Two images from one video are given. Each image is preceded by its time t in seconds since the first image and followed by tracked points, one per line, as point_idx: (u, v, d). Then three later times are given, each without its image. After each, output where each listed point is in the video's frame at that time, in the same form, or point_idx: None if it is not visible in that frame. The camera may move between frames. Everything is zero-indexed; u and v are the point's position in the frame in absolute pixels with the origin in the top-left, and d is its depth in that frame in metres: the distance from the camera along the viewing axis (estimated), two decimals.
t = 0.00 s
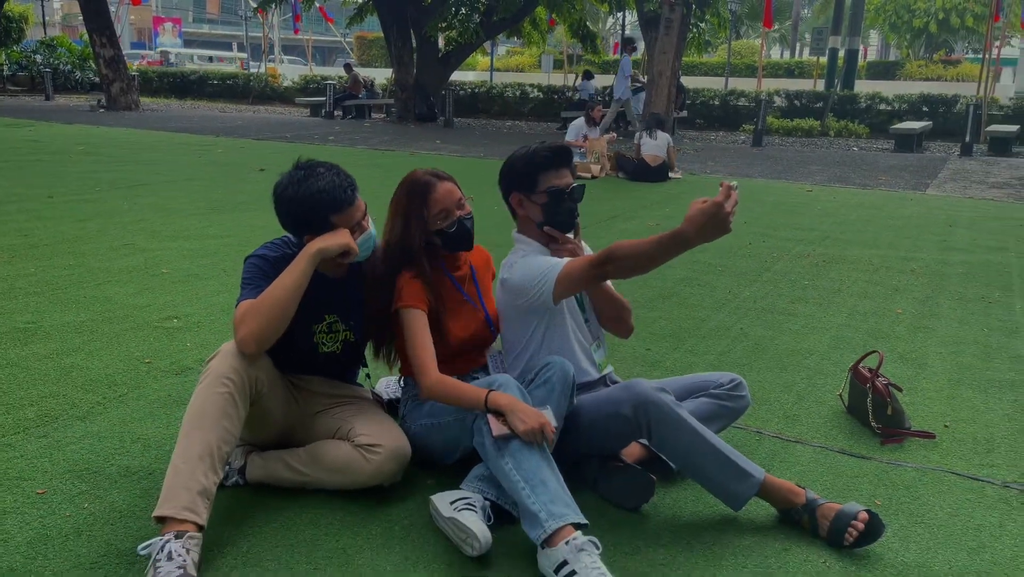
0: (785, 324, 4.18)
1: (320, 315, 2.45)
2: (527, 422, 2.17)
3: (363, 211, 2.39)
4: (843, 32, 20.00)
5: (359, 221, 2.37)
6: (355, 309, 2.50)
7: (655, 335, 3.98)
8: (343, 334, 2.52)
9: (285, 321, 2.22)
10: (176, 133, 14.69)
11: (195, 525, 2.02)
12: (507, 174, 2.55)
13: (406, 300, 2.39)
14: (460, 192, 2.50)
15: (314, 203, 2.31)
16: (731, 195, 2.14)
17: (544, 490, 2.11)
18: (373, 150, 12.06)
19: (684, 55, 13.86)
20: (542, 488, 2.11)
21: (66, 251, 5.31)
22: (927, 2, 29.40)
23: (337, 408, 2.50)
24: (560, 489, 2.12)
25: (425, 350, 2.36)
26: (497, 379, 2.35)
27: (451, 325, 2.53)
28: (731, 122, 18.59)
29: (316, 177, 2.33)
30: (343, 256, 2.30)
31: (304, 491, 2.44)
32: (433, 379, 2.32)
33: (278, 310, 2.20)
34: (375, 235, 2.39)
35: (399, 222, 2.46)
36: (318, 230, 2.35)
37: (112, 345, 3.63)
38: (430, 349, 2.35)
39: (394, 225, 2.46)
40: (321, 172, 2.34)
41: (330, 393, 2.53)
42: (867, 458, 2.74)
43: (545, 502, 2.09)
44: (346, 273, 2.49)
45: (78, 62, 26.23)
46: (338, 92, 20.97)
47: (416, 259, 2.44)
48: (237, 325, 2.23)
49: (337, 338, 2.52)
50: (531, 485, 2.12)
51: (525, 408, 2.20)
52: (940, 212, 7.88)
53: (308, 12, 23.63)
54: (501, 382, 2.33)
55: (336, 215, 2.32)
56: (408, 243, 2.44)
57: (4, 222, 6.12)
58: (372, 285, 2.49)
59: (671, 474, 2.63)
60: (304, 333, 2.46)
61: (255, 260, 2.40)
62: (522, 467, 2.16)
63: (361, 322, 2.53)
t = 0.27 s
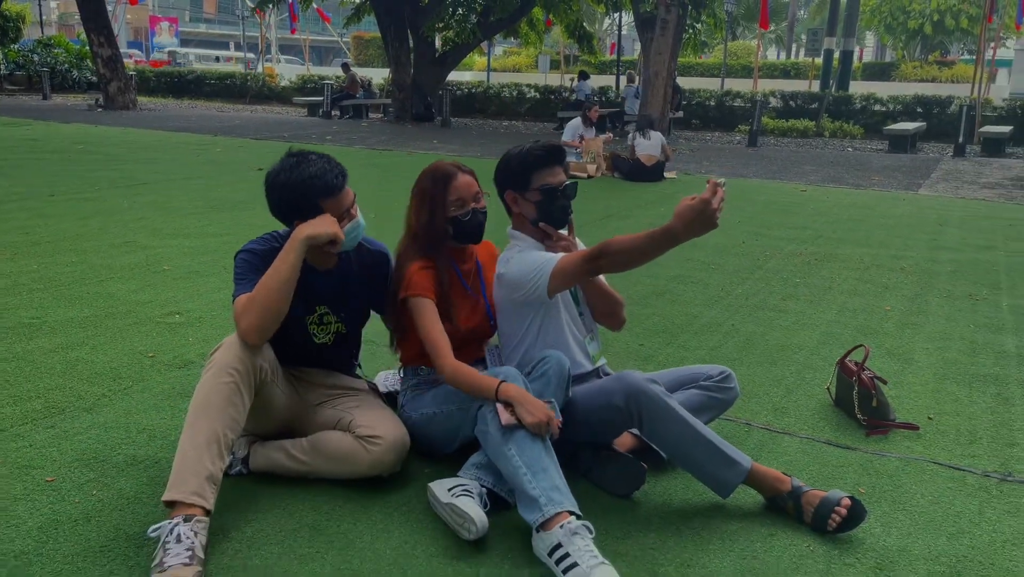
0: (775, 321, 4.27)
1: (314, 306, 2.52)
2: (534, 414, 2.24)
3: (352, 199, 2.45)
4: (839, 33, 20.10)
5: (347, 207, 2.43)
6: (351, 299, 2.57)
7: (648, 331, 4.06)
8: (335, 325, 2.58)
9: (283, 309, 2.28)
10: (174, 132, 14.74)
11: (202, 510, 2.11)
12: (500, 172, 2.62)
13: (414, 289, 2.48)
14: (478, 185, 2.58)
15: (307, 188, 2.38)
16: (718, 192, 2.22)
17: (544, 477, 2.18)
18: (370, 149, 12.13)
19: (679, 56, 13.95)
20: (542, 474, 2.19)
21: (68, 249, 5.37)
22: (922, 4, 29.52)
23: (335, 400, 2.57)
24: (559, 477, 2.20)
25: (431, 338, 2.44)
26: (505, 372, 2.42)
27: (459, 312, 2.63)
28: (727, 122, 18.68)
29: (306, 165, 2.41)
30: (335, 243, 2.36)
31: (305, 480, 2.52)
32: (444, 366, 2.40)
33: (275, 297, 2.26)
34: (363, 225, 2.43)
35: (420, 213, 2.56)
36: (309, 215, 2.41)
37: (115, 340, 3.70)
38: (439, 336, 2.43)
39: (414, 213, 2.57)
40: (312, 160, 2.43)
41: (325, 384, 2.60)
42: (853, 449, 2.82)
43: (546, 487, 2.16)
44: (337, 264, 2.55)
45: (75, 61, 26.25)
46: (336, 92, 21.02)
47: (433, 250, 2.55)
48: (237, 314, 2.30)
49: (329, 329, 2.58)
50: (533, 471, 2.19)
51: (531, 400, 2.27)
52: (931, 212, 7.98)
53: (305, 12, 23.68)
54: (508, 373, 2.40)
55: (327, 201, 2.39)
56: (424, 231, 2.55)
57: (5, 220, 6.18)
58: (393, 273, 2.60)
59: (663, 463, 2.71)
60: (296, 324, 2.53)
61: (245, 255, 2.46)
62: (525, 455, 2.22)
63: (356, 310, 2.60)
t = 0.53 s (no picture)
0: (772, 316, 4.35)
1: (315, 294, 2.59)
2: (533, 401, 2.31)
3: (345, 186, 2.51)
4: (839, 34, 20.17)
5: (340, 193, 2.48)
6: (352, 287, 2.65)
7: (647, 325, 4.14)
8: (337, 313, 2.66)
9: (292, 296, 2.35)
10: (177, 131, 14.81)
11: (217, 493, 2.19)
12: (504, 168, 2.70)
13: (413, 280, 2.56)
14: (467, 180, 2.66)
15: (302, 176, 2.44)
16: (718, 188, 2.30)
17: (546, 461, 2.26)
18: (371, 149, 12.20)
19: (679, 56, 14.03)
20: (543, 458, 2.26)
21: (75, 245, 5.44)
22: (921, 6, 29.59)
23: (340, 387, 2.64)
24: (560, 461, 2.27)
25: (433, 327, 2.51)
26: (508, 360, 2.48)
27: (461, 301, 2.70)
28: (726, 122, 18.76)
29: (298, 155, 2.47)
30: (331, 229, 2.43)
31: (314, 464, 2.59)
32: (447, 354, 2.48)
33: (284, 287, 2.33)
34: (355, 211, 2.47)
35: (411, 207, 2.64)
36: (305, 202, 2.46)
37: (124, 333, 3.78)
38: (442, 325, 2.51)
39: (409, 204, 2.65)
40: (304, 150, 2.49)
41: (329, 370, 2.67)
42: (846, 438, 2.90)
43: (547, 471, 2.24)
44: (333, 255, 2.61)
45: (77, 60, 26.32)
46: (337, 92, 21.09)
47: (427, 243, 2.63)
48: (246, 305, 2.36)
49: (331, 317, 2.65)
50: (534, 456, 2.27)
51: (531, 388, 2.34)
52: (928, 211, 8.06)
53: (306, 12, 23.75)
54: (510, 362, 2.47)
55: (320, 184, 2.45)
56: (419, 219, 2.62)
57: (13, 217, 6.25)
58: (392, 264, 2.68)
59: (661, 450, 2.80)
60: (296, 313, 2.60)
61: (244, 250, 2.50)
62: (528, 440, 2.30)
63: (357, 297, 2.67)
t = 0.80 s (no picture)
0: (786, 307, 4.70)
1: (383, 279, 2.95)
2: (547, 367, 2.65)
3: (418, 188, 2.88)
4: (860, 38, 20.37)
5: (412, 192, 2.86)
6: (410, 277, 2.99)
7: (669, 314, 4.51)
8: (399, 297, 3.02)
9: (369, 284, 2.73)
10: (213, 133, 15.33)
11: (305, 442, 2.58)
12: (604, 167, 2.98)
13: (458, 282, 2.90)
14: (526, 184, 2.94)
15: (384, 175, 2.81)
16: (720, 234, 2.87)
17: (569, 420, 2.63)
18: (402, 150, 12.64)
19: (701, 60, 14.35)
20: (569, 417, 2.63)
21: (140, 239, 5.90)
22: (945, 8, 29.63)
23: (401, 357, 3.03)
24: (585, 420, 2.63)
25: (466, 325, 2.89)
26: (533, 336, 2.81)
27: (498, 298, 3.02)
28: (748, 124, 19.04)
29: (384, 157, 2.85)
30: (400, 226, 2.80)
31: (379, 422, 2.99)
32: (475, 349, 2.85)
33: (364, 274, 2.70)
34: (421, 215, 2.86)
35: (474, 198, 2.92)
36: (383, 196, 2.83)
37: (198, 316, 4.21)
38: (476, 327, 2.88)
39: (472, 198, 2.93)
40: (388, 153, 2.86)
41: (391, 343, 3.06)
42: (848, 412, 3.25)
43: (572, 430, 2.60)
44: (398, 246, 2.96)
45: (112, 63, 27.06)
46: (365, 94, 21.58)
47: (478, 241, 2.93)
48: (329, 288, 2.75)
49: (393, 300, 3.01)
50: (560, 416, 2.63)
51: (542, 356, 2.68)
52: (942, 212, 8.34)
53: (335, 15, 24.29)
54: (535, 337, 2.79)
55: (399, 182, 2.81)
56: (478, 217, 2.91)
57: (78, 213, 6.73)
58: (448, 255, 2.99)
59: (680, 423, 3.15)
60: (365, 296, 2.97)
61: (327, 239, 2.90)
62: (553, 404, 2.66)
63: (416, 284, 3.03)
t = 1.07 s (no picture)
0: (782, 304, 4.78)
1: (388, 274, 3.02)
2: (546, 364, 2.72)
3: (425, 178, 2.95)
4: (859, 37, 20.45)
5: (420, 183, 2.92)
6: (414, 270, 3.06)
7: (668, 311, 4.60)
8: (404, 290, 3.10)
9: (371, 280, 2.80)
10: (216, 133, 15.42)
11: (313, 436, 2.66)
12: (628, 167, 3.00)
13: (466, 286, 2.94)
14: (541, 190, 2.91)
15: (391, 162, 2.88)
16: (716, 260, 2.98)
17: (569, 414, 2.70)
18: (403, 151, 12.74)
19: (701, 61, 14.44)
20: (568, 412, 2.70)
21: (146, 239, 5.99)
22: (944, 7, 29.68)
23: (404, 353, 3.11)
24: (584, 414, 2.71)
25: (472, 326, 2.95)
26: (534, 332, 2.87)
27: (507, 300, 3.05)
28: (747, 124, 19.13)
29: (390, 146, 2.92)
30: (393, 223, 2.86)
31: (384, 417, 3.07)
32: (478, 351, 2.92)
33: (364, 269, 2.77)
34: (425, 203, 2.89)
35: (495, 207, 2.88)
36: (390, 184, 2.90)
37: (206, 314, 4.30)
38: (480, 332, 2.94)
39: (490, 207, 2.90)
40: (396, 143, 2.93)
41: (395, 339, 3.13)
42: (842, 405, 3.34)
43: (572, 423, 2.68)
44: (405, 240, 3.03)
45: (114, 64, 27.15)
46: (366, 95, 21.68)
47: (500, 248, 2.92)
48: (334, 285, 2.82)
49: (399, 294, 3.10)
50: (559, 410, 2.71)
51: (541, 354, 2.74)
52: (938, 211, 8.43)
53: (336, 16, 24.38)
54: (536, 334, 2.85)
55: (407, 167, 2.89)
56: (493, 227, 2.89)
57: (84, 214, 6.83)
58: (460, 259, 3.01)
59: (680, 418, 3.22)
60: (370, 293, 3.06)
61: (334, 238, 2.99)
62: (553, 400, 2.73)
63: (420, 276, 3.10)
